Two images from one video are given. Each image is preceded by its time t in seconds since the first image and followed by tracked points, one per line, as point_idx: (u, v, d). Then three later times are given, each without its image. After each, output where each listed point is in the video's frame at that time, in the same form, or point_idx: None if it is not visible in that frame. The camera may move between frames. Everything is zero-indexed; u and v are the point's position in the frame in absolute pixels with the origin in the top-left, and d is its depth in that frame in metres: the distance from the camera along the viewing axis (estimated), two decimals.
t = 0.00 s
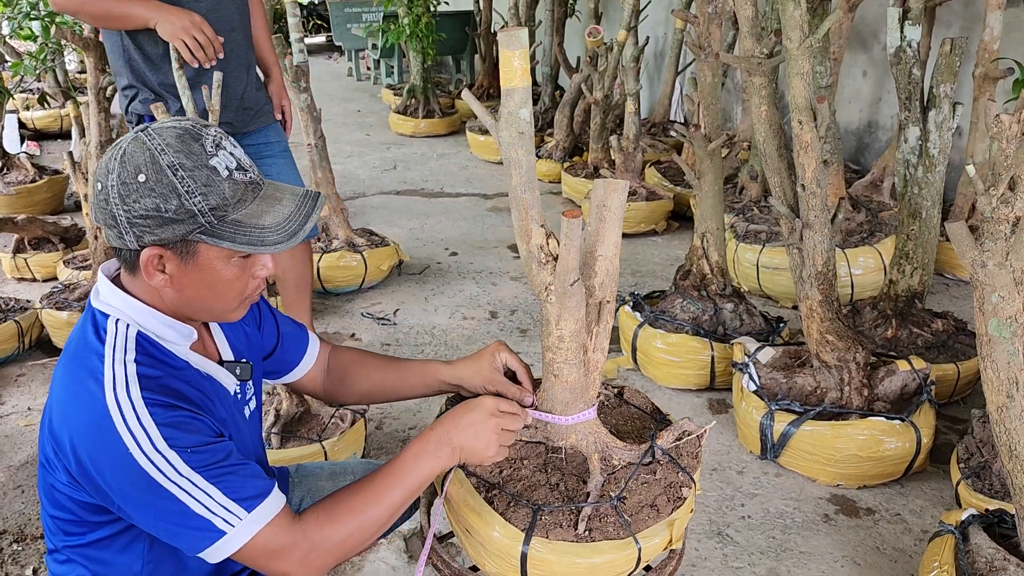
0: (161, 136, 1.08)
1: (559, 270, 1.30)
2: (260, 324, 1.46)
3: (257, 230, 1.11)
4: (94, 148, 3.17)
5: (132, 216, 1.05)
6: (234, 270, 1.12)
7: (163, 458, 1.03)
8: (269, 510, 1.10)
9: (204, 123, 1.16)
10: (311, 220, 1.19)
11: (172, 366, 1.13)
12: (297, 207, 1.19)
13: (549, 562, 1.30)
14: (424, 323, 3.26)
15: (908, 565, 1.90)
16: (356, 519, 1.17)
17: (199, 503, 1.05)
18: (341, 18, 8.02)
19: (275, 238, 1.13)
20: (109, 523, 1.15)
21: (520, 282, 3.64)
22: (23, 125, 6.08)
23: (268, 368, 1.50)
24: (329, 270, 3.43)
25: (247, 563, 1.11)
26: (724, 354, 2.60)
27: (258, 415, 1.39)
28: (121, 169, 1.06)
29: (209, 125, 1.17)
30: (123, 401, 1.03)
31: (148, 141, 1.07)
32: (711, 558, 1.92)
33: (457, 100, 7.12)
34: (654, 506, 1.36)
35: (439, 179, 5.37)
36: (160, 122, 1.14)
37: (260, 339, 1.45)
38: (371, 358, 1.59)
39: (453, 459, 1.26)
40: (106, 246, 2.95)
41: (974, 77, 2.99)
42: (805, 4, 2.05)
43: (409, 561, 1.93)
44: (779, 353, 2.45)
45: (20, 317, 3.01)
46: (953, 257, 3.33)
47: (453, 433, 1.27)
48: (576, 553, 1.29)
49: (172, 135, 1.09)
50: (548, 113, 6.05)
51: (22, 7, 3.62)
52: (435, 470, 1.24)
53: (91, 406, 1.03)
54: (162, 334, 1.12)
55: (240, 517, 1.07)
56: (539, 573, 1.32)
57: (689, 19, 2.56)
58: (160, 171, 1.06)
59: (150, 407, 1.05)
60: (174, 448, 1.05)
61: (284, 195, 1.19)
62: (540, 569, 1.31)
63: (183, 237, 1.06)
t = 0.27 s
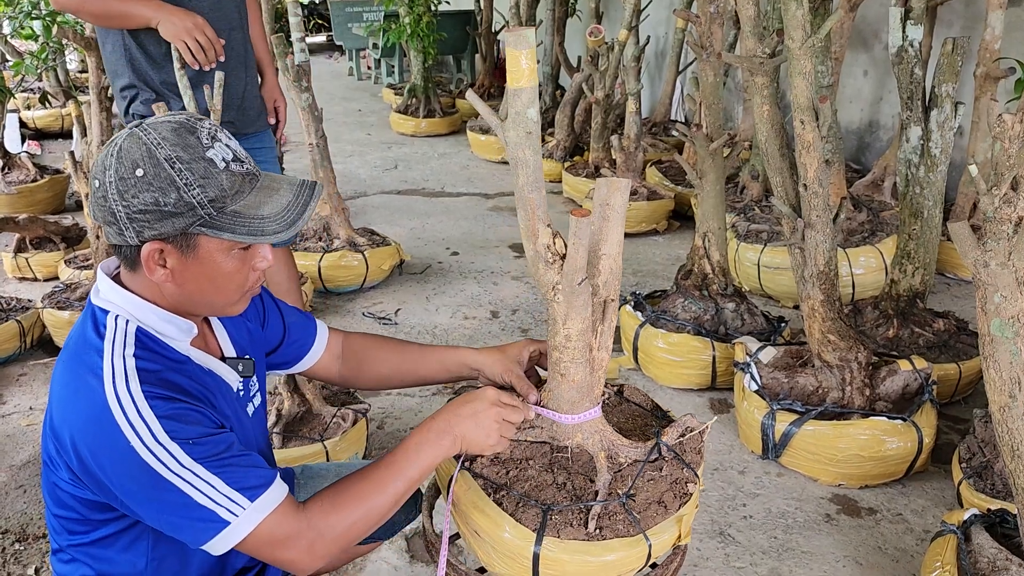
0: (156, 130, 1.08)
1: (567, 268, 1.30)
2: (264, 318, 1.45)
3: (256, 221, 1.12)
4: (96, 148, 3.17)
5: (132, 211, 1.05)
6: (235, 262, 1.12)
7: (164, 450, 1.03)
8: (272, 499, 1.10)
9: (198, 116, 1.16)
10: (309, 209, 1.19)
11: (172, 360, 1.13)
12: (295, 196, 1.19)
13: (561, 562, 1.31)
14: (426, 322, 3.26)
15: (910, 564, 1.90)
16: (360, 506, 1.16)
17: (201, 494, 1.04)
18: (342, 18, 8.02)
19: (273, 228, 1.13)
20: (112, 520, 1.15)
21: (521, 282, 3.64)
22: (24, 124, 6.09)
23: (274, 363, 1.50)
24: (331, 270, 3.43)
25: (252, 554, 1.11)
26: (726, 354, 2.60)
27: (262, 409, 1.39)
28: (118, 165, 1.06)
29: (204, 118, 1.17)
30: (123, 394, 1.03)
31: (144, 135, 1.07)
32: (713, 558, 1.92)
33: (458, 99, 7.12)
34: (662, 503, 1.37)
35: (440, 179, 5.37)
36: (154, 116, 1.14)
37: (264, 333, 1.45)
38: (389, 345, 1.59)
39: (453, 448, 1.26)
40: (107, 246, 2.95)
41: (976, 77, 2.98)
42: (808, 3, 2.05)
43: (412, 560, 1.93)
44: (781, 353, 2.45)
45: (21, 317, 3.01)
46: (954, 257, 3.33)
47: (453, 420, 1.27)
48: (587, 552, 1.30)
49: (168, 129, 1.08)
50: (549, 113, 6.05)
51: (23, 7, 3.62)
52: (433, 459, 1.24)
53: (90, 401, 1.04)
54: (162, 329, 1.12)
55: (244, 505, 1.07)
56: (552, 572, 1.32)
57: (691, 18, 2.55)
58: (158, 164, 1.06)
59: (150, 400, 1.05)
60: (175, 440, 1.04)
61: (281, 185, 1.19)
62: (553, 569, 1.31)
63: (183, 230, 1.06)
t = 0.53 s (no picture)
0: (164, 129, 1.08)
1: (573, 270, 1.30)
2: (272, 319, 1.46)
3: (263, 219, 1.12)
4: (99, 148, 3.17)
5: (139, 208, 1.05)
6: (240, 261, 1.12)
7: (164, 446, 1.03)
8: (272, 494, 1.10)
9: (206, 116, 1.17)
10: (314, 208, 1.19)
11: (174, 357, 1.13)
12: (301, 196, 1.19)
13: (562, 561, 1.31)
14: (428, 322, 3.26)
15: (912, 564, 1.90)
16: (359, 502, 1.17)
17: (200, 489, 1.05)
18: (343, 17, 8.02)
19: (280, 226, 1.13)
20: (112, 517, 1.15)
21: (523, 281, 3.64)
22: (26, 124, 6.09)
23: (282, 363, 1.50)
24: (333, 270, 3.43)
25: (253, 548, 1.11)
26: (728, 354, 2.61)
27: (267, 410, 1.40)
28: (126, 163, 1.06)
29: (211, 118, 1.18)
30: (122, 390, 1.03)
31: (152, 133, 1.08)
32: (715, 557, 1.92)
33: (459, 99, 7.13)
34: (664, 504, 1.37)
35: (442, 178, 5.37)
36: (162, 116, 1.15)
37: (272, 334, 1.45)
38: (405, 344, 1.58)
39: (452, 445, 1.27)
40: (110, 246, 2.95)
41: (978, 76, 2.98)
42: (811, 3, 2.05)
43: (414, 560, 1.94)
44: (783, 353, 2.45)
45: (24, 316, 3.02)
46: (956, 257, 3.33)
47: (451, 418, 1.27)
48: (589, 552, 1.30)
49: (176, 128, 1.09)
50: (551, 112, 6.05)
51: (26, 7, 3.62)
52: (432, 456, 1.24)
53: (91, 397, 1.04)
54: (164, 327, 1.12)
55: (243, 500, 1.07)
56: (553, 572, 1.32)
57: (693, 18, 2.55)
58: (165, 162, 1.06)
59: (149, 396, 1.05)
60: (174, 436, 1.05)
61: (287, 185, 1.20)
62: (554, 568, 1.32)
63: (190, 228, 1.06)
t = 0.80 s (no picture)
0: (162, 131, 1.09)
1: (569, 269, 1.30)
2: (277, 322, 1.46)
3: (260, 221, 1.12)
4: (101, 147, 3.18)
5: (136, 211, 1.06)
6: (237, 263, 1.12)
7: (162, 448, 1.04)
8: (270, 495, 1.10)
9: (203, 117, 1.17)
10: (312, 210, 1.20)
11: (173, 359, 1.14)
12: (298, 198, 1.20)
13: (559, 560, 1.31)
14: (430, 321, 3.27)
15: (914, 564, 1.91)
16: (358, 503, 1.18)
17: (199, 490, 1.05)
18: (344, 17, 8.02)
19: (277, 228, 1.14)
20: (112, 517, 1.16)
21: (525, 281, 3.64)
22: (28, 123, 6.09)
23: (287, 366, 1.51)
24: (335, 269, 3.43)
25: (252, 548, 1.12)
26: (730, 353, 2.61)
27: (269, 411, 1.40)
28: (123, 165, 1.07)
29: (209, 120, 1.18)
30: (121, 392, 1.04)
31: (149, 136, 1.08)
32: (718, 556, 1.93)
33: (460, 99, 7.13)
34: (663, 504, 1.37)
35: (443, 178, 5.37)
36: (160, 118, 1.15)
37: (276, 337, 1.46)
38: (412, 346, 1.59)
39: (451, 450, 1.27)
40: (112, 245, 2.96)
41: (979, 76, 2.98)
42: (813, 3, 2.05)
43: (417, 559, 1.94)
44: (785, 352, 2.45)
45: (27, 315, 3.03)
46: (958, 256, 3.33)
47: (452, 422, 1.27)
48: (586, 551, 1.30)
49: (173, 130, 1.09)
50: (552, 112, 6.05)
51: (28, 6, 3.63)
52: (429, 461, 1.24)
53: (91, 399, 1.04)
54: (163, 329, 1.12)
55: (241, 501, 1.07)
56: (551, 571, 1.33)
57: (695, 17, 2.55)
58: (162, 165, 1.07)
59: (149, 398, 1.05)
60: (172, 438, 1.05)
61: (284, 187, 1.20)
62: (551, 567, 1.32)
63: (187, 230, 1.07)
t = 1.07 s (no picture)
0: (150, 133, 1.09)
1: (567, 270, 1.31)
2: (273, 320, 1.47)
3: (250, 222, 1.13)
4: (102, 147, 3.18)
5: (126, 213, 1.06)
6: (229, 263, 1.13)
7: (161, 447, 1.04)
8: (269, 491, 1.11)
9: (192, 118, 1.17)
10: (302, 209, 1.20)
11: (170, 358, 1.14)
12: (288, 197, 1.20)
13: (564, 560, 1.32)
14: (430, 321, 3.27)
15: (914, 563, 1.91)
16: (355, 497, 1.18)
17: (199, 488, 1.05)
18: (344, 16, 8.02)
19: (267, 228, 1.14)
20: (112, 518, 1.16)
21: (525, 281, 3.65)
22: (29, 123, 6.10)
23: (282, 365, 1.51)
24: (335, 269, 3.44)
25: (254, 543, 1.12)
26: (730, 353, 2.62)
27: (265, 408, 1.41)
28: (112, 167, 1.07)
29: (197, 120, 1.18)
30: (118, 393, 1.04)
31: (138, 138, 1.08)
32: (718, 556, 1.93)
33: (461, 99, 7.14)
34: (665, 501, 1.37)
35: (444, 178, 5.38)
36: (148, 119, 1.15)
37: (272, 337, 1.46)
38: (409, 347, 1.59)
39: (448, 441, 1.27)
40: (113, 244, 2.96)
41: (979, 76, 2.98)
42: (813, 3, 2.05)
43: (418, 558, 1.94)
44: (785, 352, 2.46)
45: (28, 315, 3.03)
46: (958, 257, 3.34)
47: (453, 412, 1.28)
48: (590, 551, 1.31)
49: (161, 131, 1.09)
50: (552, 112, 6.06)
51: (29, 6, 3.63)
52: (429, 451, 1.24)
53: (88, 401, 1.05)
54: (158, 329, 1.13)
55: (241, 498, 1.08)
56: (555, 571, 1.33)
57: (696, 17, 2.56)
58: (151, 167, 1.07)
59: (147, 398, 1.06)
60: (171, 437, 1.05)
61: (274, 186, 1.21)
62: (556, 567, 1.32)
63: (177, 232, 1.07)
